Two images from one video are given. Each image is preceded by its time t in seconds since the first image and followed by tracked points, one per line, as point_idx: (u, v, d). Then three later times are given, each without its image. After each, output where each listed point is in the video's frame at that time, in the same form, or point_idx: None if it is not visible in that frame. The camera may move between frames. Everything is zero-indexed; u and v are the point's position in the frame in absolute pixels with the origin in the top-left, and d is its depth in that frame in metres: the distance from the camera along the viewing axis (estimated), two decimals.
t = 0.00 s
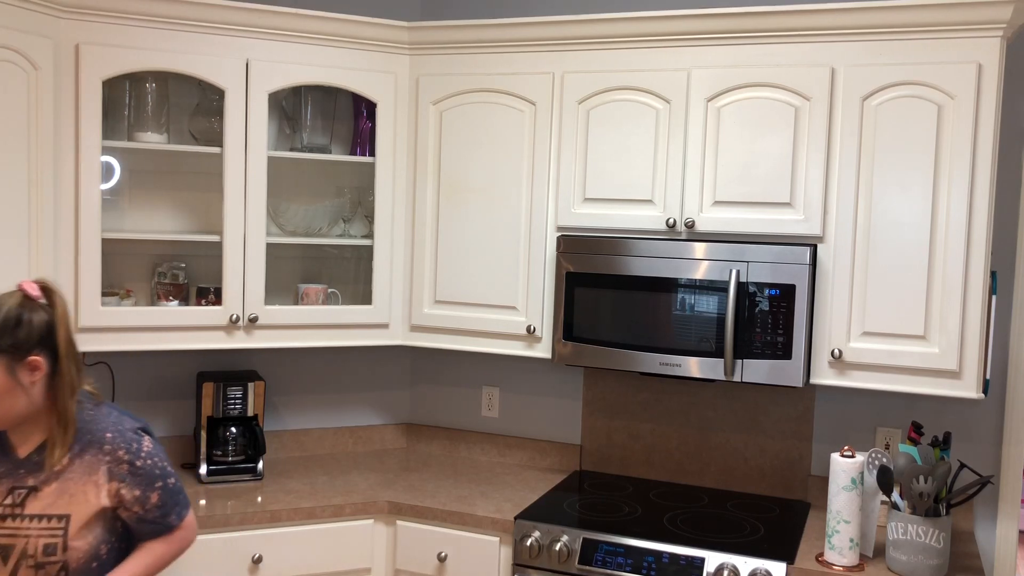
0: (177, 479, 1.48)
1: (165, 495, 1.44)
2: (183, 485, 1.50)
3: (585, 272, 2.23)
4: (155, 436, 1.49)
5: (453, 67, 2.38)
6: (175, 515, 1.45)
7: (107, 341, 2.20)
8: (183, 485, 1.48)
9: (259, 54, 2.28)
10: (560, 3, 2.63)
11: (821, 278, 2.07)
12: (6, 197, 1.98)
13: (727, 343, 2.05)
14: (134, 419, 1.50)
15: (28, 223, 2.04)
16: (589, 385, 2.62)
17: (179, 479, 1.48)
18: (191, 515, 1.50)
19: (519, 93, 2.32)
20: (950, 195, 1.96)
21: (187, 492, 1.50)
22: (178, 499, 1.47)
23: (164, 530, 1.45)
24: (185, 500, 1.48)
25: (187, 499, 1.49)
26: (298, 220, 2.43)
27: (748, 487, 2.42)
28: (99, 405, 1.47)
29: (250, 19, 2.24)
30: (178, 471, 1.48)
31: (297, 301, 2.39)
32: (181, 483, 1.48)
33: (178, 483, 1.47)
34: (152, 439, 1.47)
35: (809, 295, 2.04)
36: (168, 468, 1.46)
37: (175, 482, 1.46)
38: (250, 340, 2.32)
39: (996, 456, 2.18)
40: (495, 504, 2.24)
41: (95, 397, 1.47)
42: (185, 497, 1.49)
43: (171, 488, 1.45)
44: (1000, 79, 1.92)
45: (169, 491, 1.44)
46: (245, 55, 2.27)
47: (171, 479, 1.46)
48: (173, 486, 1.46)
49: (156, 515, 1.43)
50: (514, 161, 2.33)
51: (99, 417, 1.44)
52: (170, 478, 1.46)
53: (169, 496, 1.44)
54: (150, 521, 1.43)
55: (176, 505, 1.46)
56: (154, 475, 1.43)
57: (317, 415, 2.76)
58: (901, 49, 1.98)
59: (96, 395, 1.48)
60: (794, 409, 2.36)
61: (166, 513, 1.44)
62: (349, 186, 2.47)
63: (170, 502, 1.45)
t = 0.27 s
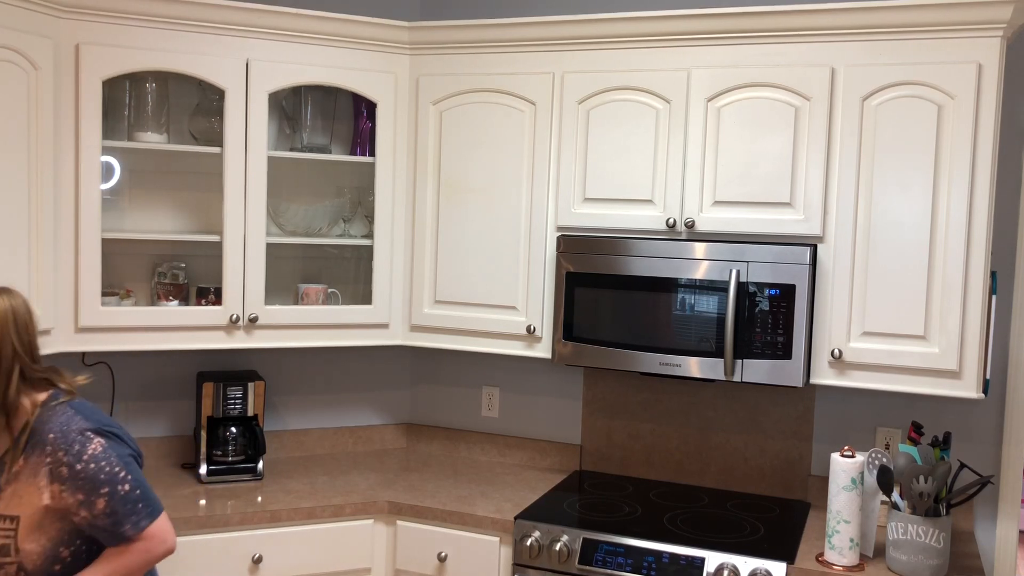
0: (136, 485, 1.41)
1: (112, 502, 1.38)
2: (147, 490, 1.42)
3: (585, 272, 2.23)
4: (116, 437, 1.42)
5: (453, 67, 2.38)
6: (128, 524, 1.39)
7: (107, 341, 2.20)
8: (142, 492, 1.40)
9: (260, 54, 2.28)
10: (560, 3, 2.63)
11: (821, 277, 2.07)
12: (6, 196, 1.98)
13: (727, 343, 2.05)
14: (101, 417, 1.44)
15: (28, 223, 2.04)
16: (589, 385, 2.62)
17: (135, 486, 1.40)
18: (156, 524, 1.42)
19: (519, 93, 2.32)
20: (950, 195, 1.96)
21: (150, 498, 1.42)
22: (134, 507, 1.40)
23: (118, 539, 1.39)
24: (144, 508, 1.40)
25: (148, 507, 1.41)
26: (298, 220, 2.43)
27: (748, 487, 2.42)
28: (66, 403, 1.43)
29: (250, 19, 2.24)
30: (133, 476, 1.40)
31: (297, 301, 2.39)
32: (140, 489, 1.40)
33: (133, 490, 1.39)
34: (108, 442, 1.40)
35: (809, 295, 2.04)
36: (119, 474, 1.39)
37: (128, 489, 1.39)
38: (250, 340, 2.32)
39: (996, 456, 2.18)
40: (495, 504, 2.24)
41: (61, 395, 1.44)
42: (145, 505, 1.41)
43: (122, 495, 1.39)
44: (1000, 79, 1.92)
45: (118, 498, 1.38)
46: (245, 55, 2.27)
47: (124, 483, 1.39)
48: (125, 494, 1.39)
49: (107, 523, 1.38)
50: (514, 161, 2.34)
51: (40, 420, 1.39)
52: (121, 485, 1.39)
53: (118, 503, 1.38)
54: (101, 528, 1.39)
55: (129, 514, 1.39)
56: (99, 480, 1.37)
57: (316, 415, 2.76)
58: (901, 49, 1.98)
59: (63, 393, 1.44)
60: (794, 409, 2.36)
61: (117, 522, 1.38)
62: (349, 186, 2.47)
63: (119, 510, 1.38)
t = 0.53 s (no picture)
0: (137, 482, 1.46)
1: (110, 496, 1.45)
2: (148, 488, 1.47)
3: (585, 272, 2.23)
4: (127, 432, 1.49)
5: (453, 67, 2.38)
6: (124, 519, 1.45)
7: (107, 341, 2.20)
8: (142, 489, 1.46)
9: (260, 55, 2.28)
10: (560, 3, 2.63)
11: (821, 278, 2.07)
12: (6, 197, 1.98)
13: (727, 343, 2.05)
14: (121, 411, 1.51)
15: (28, 223, 2.04)
16: (589, 385, 2.62)
17: (135, 482, 1.46)
18: (153, 522, 1.47)
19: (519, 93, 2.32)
20: (950, 195, 1.95)
21: (151, 496, 1.47)
22: (133, 503, 1.46)
23: (117, 532, 1.46)
24: (141, 505, 1.46)
25: (147, 504, 1.47)
26: (298, 220, 2.43)
27: (748, 487, 2.42)
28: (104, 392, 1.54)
29: (251, 19, 2.24)
30: (134, 473, 1.46)
31: (297, 301, 2.39)
32: (140, 486, 1.46)
33: (132, 486, 1.45)
34: (115, 436, 1.47)
35: (809, 294, 2.03)
36: (120, 469, 1.45)
37: (126, 485, 1.45)
38: (250, 340, 2.33)
39: (996, 456, 2.17)
40: (495, 504, 2.24)
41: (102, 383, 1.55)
42: (143, 502, 1.46)
43: (120, 490, 1.45)
44: (1001, 79, 1.92)
45: (116, 493, 1.45)
46: (245, 55, 2.27)
47: (126, 479, 1.45)
48: (124, 489, 1.45)
49: (107, 516, 1.46)
50: (514, 161, 2.33)
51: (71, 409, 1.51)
52: (120, 480, 1.45)
53: (116, 498, 1.45)
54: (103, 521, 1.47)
55: (127, 508, 1.45)
56: (99, 473, 1.45)
57: (317, 415, 2.76)
58: (901, 49, 1.98)
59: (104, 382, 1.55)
60: (794, 409, 2.36)
61: (115, 516, 1.45)
62: (349, 186, 2.47)
63: (117, 505, 1.45)
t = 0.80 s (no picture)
0: (84, 457, 1.56)
1: (65, 466, 1.57)
2: (93, 463, 1.56)
3: (585, 272, 2.23)
4: (94, 410, 1.58)
5: (453, 67, 2.38)
6: (73, 488, 1.57)
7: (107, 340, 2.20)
8: (84, 463, 1.56)
9: (260, 55, 2.28)
10: (560, 3, 2.63)
11: (821, 278, 2.07)
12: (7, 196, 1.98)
13: (727, 343, 2.05)
14: (101, 390, 1.61)
15: (28, 223, 2.04)
16: (589, 385, 2.62)
17: (82, 456, 1.56)
18: (92, 496, 1.56)
19: (519, 93, 2.32)
20: (950, 195, 1.96)
21: (93, 471, 1.56)
22: (79, 475, 1.56)
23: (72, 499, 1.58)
24: (82, 478, 1.55)
25: (88, 478, 1.56)
26: (298, 220, 2.43)
27: (748, 487, 2.42)
28: (125, 372, 1.67)
29: (251, 19, 2.24)
30: (83, 448, 1.56)
31: (297, 301, 2.39)
32: (84, 460, 1.55)
33: (77, 459, 1.55)
34: (79, 412, 1.57)
35: (809, 294, 2.04)
36: (71, 443, 1.56)
37: (73, 457, 1.56)
38: (250, 340, 2.32)
39: (996, 455, 2.17)
40: (495, 504, 2.24)
41: (126, 365, 1.68)
42: (85, 475, 1.56)
43: (71, 462, 1.56)
44: (1001, 79, 1.92)
45: (68, 463, 1.56)
46: (246, 55, 2.27)
47: (74, 452, 1.56)
48: (73, 461, 1.56)
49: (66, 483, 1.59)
50: (514, 161, 2.34)
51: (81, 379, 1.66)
52: (70, 452, 1.56)
53: (68, 467, 1.56)
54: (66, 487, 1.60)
55: (73, 478, 1.56)
56: (60, 444, 1.57)
57: (317, 415, 2.76)
58: (901, 49, 1.98)
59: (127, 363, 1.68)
60: (794, 409, 2.36)
61: (69, 484, 1.57)
62: (349, 186, 2.47)
63: (69, 475, 1.56)
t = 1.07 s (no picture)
0: (57, 472, 1.54)
1: (41, 477, 1.56)
2: (64, 479, 1.54)
3: (585, 272, 2.23)
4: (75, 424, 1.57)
5: (453, 67, 2.38)
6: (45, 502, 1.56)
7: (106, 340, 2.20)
8: (56, 479, 1.54)
9: (260, 55, 2.28)
10: (559, 3, 2.63)
11: (821, 278, 2.07)
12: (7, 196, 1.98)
13: (727, 343, 2.05)
14: (87, 402, 1.60)
15: (28, 223, 2.04)
16: (589, 385, 2.62)
17: (54, 471, 1.55)
18: (58, 513, 1.54)
19: (519, 93, 2.32)
20: (950, 195, 1.95)
21: (63, 487, 1.54)
22: (50, 489, 1.55)
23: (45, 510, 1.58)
24: (53, 493, 1.54)
25: (58, 494, 1.54)
26: (298, 220, 2.43)
27: (748, 487, 2.42)
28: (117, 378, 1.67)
29: (250, 19, 2.24)
30: (56, 462, 1.54)
31: (297, 301, 2.39)
32: (56, 475, 1.54)
33: (50, 473, 1.55)
34: (60, 424, 1.56)
35: (809, 294, 2.03)
36: (48, 455, 1.55)
37: (48, 470, 1.55)
38: (250, 340, 2.33)
39: (996, 456, 2.17)
40: (495, 504, 2.24)
41: (120, 371, 1.68)
42: (55, 491, 1.54)
43: (46, 474, 1.56)
44: (1001, 79, 1.92)
45: (43, 475, 1.56)
46: (245, 56, 2.27)
47: (47, 465, 1.55)
48: (47, 473, 1.55)
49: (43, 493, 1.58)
50: (514, 161, 2.34)
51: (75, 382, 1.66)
52: (46, 464, 1.55)
53: (43, 479, 1.56)
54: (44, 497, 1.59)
55: (46, 492, 1.55)
56: (39, 453, 1.57)
57: (317, 415, 2.76)
58: (901, 49, 1.98)
59: (121, 369, 1.68)
60: (794, 410, 2.36)
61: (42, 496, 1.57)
62: (349, 186, 2.47)
63: (42, 487, 1.56)
